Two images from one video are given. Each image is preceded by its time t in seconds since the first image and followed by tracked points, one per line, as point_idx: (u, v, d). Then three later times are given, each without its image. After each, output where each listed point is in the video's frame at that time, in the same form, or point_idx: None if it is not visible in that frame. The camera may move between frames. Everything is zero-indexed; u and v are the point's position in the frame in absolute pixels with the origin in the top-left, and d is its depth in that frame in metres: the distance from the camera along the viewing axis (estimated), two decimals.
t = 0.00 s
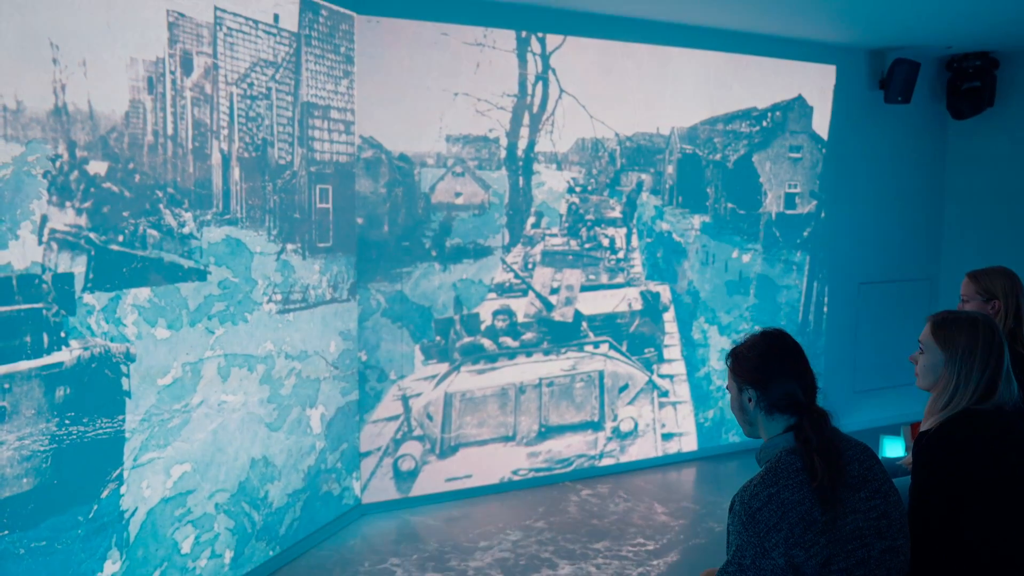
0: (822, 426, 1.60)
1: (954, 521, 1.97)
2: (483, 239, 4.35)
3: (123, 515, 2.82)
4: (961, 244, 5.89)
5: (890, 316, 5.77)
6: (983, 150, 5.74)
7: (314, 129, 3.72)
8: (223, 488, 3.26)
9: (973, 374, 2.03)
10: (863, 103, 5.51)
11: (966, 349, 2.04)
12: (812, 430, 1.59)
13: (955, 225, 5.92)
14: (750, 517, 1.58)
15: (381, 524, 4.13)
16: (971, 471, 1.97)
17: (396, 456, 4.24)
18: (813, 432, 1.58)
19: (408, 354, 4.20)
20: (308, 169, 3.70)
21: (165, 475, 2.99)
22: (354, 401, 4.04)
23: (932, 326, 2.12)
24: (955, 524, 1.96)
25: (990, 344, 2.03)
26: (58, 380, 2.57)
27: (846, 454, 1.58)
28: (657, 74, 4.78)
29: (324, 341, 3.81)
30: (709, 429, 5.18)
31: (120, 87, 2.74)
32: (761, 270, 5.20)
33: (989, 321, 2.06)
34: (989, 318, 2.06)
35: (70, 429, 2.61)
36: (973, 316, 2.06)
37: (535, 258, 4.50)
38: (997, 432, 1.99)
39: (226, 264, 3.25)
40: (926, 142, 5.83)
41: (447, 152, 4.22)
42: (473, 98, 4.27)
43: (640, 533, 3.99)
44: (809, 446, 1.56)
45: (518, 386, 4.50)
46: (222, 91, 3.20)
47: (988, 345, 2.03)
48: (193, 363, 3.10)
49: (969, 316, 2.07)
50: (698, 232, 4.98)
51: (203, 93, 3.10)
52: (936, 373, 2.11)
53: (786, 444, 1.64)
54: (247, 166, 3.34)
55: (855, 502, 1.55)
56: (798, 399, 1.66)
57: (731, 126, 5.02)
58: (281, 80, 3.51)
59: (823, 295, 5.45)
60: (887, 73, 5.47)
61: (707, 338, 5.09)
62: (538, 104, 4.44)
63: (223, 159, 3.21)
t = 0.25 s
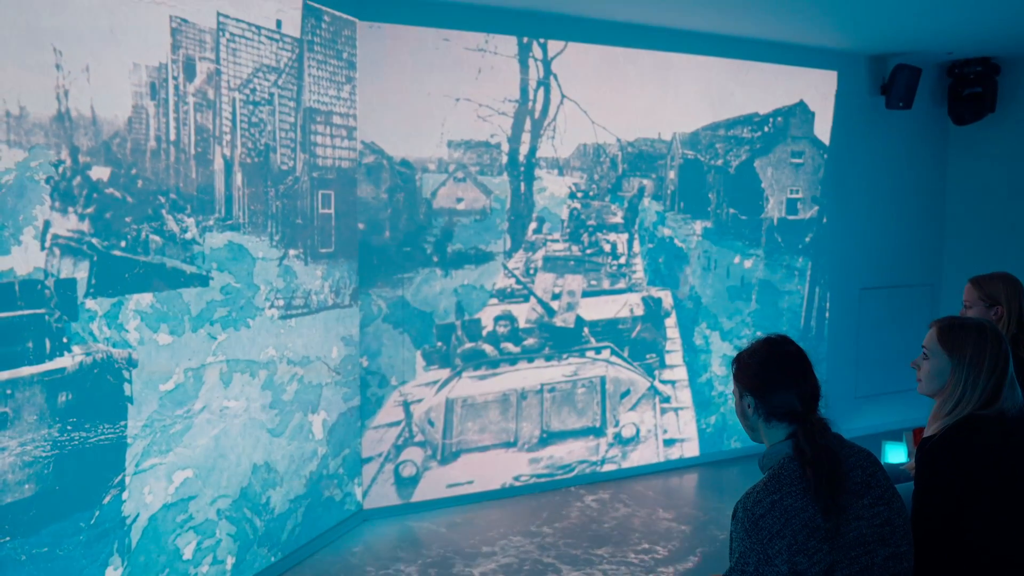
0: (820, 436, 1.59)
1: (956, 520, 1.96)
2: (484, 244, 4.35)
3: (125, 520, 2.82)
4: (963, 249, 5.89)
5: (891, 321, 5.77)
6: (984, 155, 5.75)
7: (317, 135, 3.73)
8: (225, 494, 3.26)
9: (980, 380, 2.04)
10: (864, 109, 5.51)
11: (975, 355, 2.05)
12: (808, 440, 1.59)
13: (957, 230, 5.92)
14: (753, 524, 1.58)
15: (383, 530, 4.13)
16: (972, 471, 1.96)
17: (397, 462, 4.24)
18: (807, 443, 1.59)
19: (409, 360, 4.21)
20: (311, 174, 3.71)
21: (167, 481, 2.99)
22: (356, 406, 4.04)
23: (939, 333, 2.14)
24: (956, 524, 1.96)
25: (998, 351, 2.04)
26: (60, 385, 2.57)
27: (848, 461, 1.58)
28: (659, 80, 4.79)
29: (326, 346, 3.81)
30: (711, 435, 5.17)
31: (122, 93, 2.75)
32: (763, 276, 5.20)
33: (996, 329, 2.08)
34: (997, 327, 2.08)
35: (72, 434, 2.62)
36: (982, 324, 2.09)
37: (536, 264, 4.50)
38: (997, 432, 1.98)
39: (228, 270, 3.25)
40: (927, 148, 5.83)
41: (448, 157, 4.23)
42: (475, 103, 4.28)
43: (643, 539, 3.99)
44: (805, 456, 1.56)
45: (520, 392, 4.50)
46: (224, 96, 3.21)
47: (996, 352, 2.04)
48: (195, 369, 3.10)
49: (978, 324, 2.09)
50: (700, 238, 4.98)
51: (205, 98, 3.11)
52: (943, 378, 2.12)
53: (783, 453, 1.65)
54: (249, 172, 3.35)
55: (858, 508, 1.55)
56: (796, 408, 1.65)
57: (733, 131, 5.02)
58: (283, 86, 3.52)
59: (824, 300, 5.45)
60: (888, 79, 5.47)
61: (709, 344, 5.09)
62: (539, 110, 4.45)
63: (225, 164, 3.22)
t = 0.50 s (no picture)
0: (821, 440, 1.59)
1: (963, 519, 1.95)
2: (487, 249, 4.35)
3: (127, 526, 2.82)
4: (966, 254, 5.88)
5: (894, 326, 5.76)
6: (986, 161, 5.74)
7: (320, 139, 3.74)
8: (228, 499, 3.26)
9: (985, 384, 2.03)
10: (866, 113, 5.52)
11: (979, 359, 2.05)
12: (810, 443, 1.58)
13: (959, 235, 5.91)
14: (758, 529, 1.58)
15: (385, 535, 4.13)
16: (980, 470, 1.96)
17: (399, 467, 4.24)
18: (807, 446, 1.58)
19: (412, 365, 4.21)
20: (314, 179, 3.71)
21: (170, 486, 2.99)
22: (358, 411, 4.04)
23: (944, 336, 2.13)
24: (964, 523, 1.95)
25: (1003, 355, 2.03)
26: (63, 390, 2.57)
27: (853, 465, 1.58)
28: (661, 84, 4.80)
29: (328, 351, 3.82)
30: (713, 441, 5.17)
31: (125, 97, 2.75)
32: (766, 280, 5.20)
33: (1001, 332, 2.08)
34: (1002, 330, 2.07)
35: (75, 439, 2.62)
36: (986, 326, 2.08)
37: (539, 269, 4.50)
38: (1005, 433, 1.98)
39: (231, 275, 3.25)
40: (929, 152, 5.82)
41: (450, 162, 4.23)
42: (477, 108, 4.28)
43: (645, 544, 3.98)
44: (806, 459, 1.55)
45: (522, 397, 4.50)
46: (227, 101, 3.21)
47: (1001, 356, 2.03)
48: (197, 374, 3.10)
49: (982, 327, 2.08)
50: (702, 242, 4.98)
51: (208, 102, 3.11)
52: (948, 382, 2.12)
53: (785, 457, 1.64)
54: (252, 176, 3.35)
55: (863, 513, 1.55)
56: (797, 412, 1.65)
57: (735, 136, 5.02)
58: (286, 90, 3.52)
59: (827, 305, 5.44)
60: (890, 84, 5.48)
61: (712, 349, 5.09)
62: (541, 114, 4.45)
63: (228, 169, 3.23)
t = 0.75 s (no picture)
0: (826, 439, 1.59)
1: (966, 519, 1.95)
2: (489, 252, 4.36)
3: (130, 529, 2.83)
4: (967, 256, 5.88)
5: (896, 329, 5.76)
6: (988, 163, 5.74)
7: (323, 141, 3.74)
8: (231, 502, 3.27)
9: (988, 388, 2.03)
10: (868, 117, 5.52)
11: (982, 362, 2.04)
12: (816, 443, 1.59)
13: (961, 237, 5.91)
14: (762, 531, 1.57)
15: (388, 538, 4.13)
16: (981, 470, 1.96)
17: (401, 470, 4.24)
18: (814, 446, 1.58)
19: (414, 368, 4.21)
20: (317, 182, 3.72)
21: (173, 489, 2.99)
22: (360, 414, 4.04)
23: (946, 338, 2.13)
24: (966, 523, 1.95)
25: (1006, 358, 2.03)
26: (66, 392, 2.57)
27: (857, 467, 1.58)
28: (663, 87, 4.80)
29: (331, 354, 3.82)
30: (716, 444, 5.17)
31: (129, 100, 2.76)
32: (768, 283, 5.20)
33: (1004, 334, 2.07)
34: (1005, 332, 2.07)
35: (79, 441, 2.62)
36: (989, 328, 2.07)
37: (541, 271, 4.51)
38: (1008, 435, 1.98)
39: (234, 277, 3.26)
40: (930, 154, 5.83)
41: (452, 164, 4.24)
42: (479, 110, 4.29)
43: (647, 547, 3.98)
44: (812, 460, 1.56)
45: (524, 400, 4.50)
46: (230, 103, 3.22)
47: (1004, 359, 2.03)
48: (201, 377, 3.11)
49: (985, 329, 2.08)
50: (705, 245, 4.98)
51: (212, 105, 3.12)
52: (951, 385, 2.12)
53: (791, 458, 1.63)
54: (256, 179, 3.36)
55: (867, 515, 1.55)
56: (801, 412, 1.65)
57: (738, 138, 5.03)
58: (289, 93, 3.53)
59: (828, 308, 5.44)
60: (892, 87, 5.48)
61: (714, 352, 5.09)
62: (544, 117, 4.46)
63: (231, 171, 3.23)
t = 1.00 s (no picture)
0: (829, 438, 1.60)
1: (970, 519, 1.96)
2: (492, 254, 4.37)
3: (135, 530, 2.84)
4: (969, 258, 5.89)
5: (897, 330, 5.77)
6: (989, 165, 5.75)
7: (326, 143, 3.76)
8: (234, 503, 3.28)
9: (990, 389, 2.04)
10: (870, 118, 5.53)
11: (984, 362, 2.05)
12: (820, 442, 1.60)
13: (962, 239, 5.92)
14: (766, 531, 1.59)
15: (391, 540, 4.14)
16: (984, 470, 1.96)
17: (403, 472, 4.25)
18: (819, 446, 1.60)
19: (416, 369, 4.22)
20: (320, 183, 3.73)
21: (177, 490, 3.01)
22: (363, 416, 4.05)
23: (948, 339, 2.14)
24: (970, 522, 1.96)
25: (1008, 358, 2.03)
26: (71, 393, 2.58)
27: (860, 467, 1.59)
28: (665, 90, 4.82)
29: (334, 355, 3.83)
30: (717, 446, 5.18)
31: (134, 102, 2.77)
32: (770, 285, 5.21)
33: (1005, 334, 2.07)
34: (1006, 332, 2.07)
35: (84, 442, 2.63)
36: (990, 328, 2.08)
37: (543, 273, 4.52)
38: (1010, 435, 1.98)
39: (238, 279, 3.27)
40: (932, 156, 5.84)
41: (455, 166, 4.25)
42: (481, 112, 4.30)
43: (649, 548, 3.99)
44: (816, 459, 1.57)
45: (527, 402, 4.51)
46: (234, 105, 3.23)
47: (1005, 359, 2.03)
48: (205, 378, 3.12)
49: (987, 329, 2.08)
50: (707, 247, 4.99)
51: (216, 107, 3.14)
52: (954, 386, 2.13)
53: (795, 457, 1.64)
54: (260, 181, 3.37)
55: (870, 514, 1.56)
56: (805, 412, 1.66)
57: (739, 140, 5.04)
58: (293, 95, 3.54)
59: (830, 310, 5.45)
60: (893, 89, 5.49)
61: (716, 354, 5.10)
62: (546, 119, 4.47)
63: (236, 173, 3.25)
